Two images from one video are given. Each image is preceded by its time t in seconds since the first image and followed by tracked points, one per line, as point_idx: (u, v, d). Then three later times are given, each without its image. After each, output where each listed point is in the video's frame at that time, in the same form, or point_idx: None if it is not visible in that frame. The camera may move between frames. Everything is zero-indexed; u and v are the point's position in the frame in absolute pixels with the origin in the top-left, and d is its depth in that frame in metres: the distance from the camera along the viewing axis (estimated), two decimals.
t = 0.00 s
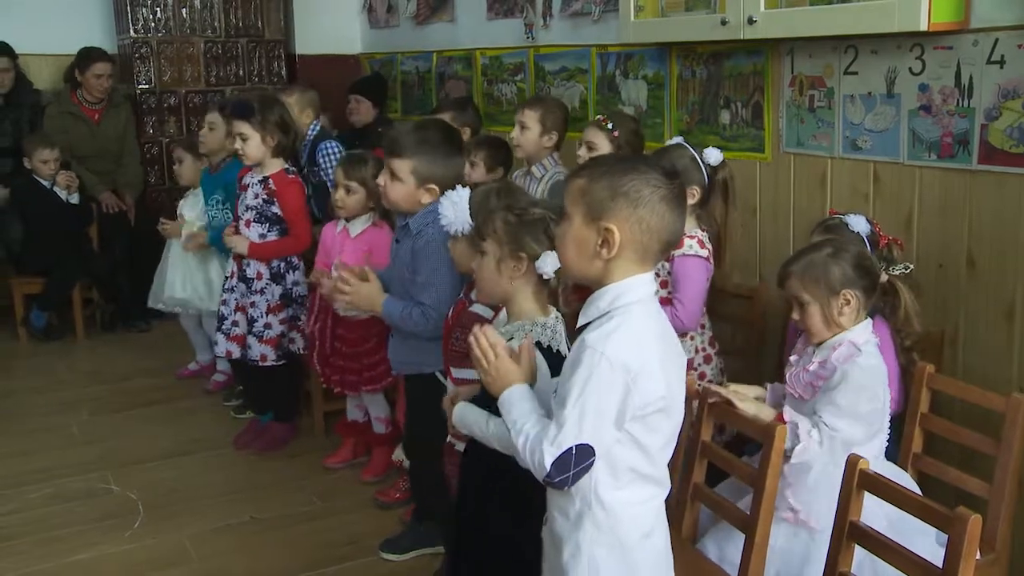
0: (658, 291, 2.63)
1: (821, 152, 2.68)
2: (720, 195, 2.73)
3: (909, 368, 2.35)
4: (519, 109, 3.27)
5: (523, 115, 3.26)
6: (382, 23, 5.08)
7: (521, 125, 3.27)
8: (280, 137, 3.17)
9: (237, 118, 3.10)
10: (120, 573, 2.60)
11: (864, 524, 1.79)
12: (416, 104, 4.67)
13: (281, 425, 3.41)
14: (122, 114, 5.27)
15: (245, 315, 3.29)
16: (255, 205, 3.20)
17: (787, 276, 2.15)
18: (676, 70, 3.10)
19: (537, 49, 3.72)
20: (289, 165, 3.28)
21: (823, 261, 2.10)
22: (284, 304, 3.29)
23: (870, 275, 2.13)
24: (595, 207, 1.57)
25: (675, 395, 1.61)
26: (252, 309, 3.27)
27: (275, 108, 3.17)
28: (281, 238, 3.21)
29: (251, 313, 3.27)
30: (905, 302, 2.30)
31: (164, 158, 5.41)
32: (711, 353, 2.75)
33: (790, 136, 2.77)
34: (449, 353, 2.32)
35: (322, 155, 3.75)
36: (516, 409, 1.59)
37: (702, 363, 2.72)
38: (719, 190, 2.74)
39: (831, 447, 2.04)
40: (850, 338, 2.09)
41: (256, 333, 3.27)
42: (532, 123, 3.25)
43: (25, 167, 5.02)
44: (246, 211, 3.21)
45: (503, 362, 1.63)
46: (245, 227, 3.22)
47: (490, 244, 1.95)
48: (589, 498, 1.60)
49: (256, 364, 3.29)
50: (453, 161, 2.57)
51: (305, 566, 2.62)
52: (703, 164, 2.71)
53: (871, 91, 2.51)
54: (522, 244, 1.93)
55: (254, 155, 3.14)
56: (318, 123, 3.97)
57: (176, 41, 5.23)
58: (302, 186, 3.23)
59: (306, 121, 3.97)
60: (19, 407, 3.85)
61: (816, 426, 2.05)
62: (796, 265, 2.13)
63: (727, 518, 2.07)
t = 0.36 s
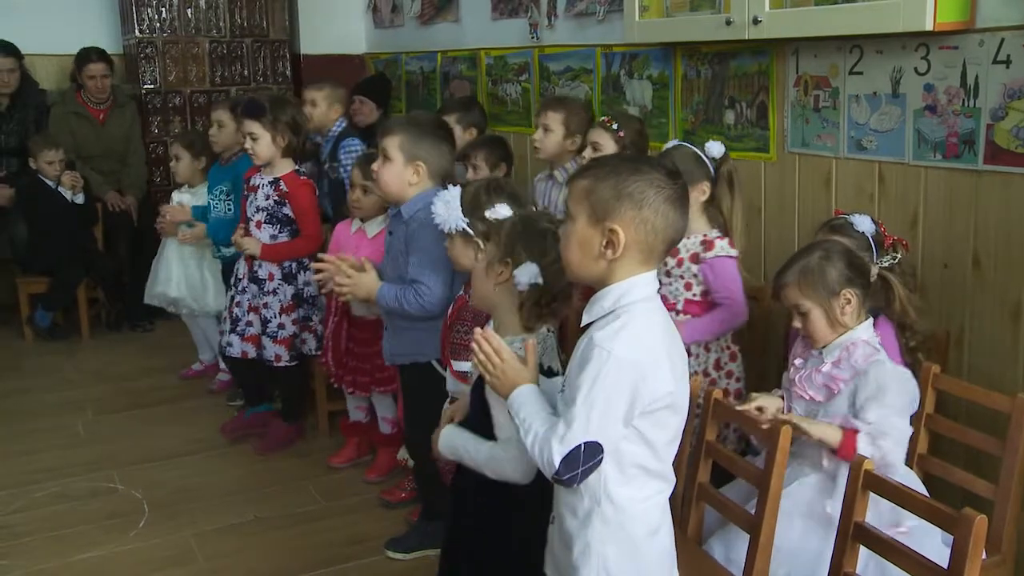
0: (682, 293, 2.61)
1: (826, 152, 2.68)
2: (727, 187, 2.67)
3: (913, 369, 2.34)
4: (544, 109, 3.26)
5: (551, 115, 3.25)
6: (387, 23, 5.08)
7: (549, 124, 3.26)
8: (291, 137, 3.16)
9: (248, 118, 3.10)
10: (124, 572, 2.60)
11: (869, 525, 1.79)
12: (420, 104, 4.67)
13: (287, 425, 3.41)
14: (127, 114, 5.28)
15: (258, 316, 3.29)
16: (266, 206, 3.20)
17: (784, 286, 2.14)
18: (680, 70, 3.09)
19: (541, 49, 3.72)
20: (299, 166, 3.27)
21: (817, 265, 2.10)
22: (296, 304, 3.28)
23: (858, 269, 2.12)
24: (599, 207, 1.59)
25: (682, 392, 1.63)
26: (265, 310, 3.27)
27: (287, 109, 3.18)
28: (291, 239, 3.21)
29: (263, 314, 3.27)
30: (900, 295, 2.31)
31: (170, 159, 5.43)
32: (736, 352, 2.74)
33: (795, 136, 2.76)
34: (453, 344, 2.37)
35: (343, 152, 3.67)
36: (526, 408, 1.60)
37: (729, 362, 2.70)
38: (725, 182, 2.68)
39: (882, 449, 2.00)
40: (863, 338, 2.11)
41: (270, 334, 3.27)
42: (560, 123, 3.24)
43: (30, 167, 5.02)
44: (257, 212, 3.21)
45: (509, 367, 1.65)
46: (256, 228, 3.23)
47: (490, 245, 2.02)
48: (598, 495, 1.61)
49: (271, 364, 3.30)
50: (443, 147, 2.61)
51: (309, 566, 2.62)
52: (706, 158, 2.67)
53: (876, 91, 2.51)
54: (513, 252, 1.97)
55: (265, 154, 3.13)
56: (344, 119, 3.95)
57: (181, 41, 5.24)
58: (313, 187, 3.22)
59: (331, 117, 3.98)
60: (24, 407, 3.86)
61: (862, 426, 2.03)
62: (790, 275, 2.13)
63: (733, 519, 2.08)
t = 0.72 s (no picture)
0: (699, 300, 2.62)
1: (832, 152, 2.68)
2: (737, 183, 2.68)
3: (919, 370, 2.35)
4: (543, 109, 3.26)
5: (551, 114, 3.25)
6: (392, 22, 5.08)
7: (548, 124, 3.25)
8: (293, 137, 3.15)
9: (249, 118, 3.10)
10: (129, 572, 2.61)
11: (874, 526, 1.78)
12: (426, 103, 4.67)
13: (292, 425, 3.39)
14: (133, 114, 5.29)
15: (260, 316, 3.28)
16: (268, 207, 3.20)
17: (788, 284, 2.14)
18: (686, 70, 3.08)
19: (547, 49, 3.71)
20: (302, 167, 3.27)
21: (821, 262, 2.10)
22: (299, 304, 3.28)
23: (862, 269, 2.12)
24: (607, 207, 1.59)
25: (690, 395, 1.66)
26: (267, 310, 3.26)
27: (289, 111, 3.16)
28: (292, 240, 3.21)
29: (266, 314, 3.26)
30: (902, 293, 2.30)
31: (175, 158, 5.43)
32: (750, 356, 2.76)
33: (801, 136, 2.76)
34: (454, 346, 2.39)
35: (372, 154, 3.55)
36: (526, 411, 1.59)
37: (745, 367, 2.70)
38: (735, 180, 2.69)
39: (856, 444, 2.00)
40: (862, 332, 2.10)
41: (273, 334, 3.26)
42: (560, 123, 3.23)
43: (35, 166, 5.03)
44: (259, 213, 3.22)
45: (503, 368, 1.63)
46: (258, 228, 3.23)
47: (487, 255, 2.05)
48: (606, 499, 1.63)
49: (273, 365, 3.29)
50: (443, 144, 2.62)
51: (313, 566, 2.62)
52: (712, 157, 2.67)
53: (882, 91, 2.51)
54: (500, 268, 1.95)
55: (266, 154, 3.12)
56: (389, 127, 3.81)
57: (187, 41, 5.24)
58: (315, 188, 3.22)
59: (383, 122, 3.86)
60: (29, 406, 3.87)
61: (855, 425, 2.02)
62: (795, 273, 2.13)
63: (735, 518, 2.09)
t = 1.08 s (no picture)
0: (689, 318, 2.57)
1: (845, 150, 2.61)
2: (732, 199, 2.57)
3: (936, 373, 2.27)
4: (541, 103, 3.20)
5: (547, 109, 3.19)
6: (395, 17, 5.02)
7: (545, 118, 3.19)
8: (291, 134, 3.08)
9: (245, 116, 3.03)
10: None
11: (889, 534, 1.72)
12: (429, 99, 4.60)
13: (292, 429, 3.33)
14: (130, 109, 5.17)
15: (254, 316, 3.23)
16: (264, 205, 3.14)
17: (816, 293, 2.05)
18: (696, 65, 3.01)
19: (553, 44, 3.65)
20: (299, 164, 3.20)
21: (848, 267, 2.02)
22: (292, 305, 3.22)
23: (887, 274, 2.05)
24: (609, 208, 1.59)
25: (693, 402, 1.62)
26: (261, 310, 3.21)
27: (286, 107, 3.08)
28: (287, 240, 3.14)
29: (259, 315, 3.21)
30: (925, 298, 2.24)
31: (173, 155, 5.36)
32: (741, 377, 2.70)
33: (813, 133, 2.69)
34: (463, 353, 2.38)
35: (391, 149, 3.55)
36: (531, 414, 1.61)
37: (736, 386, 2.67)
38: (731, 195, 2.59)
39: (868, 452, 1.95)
40: (883, 339, 2.04)
41: (265, 335, 3.21)
42: (556, 117, 3.17)
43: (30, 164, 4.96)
44: (254, 210, 3.16)
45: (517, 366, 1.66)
46: (254, 226, 3.17)
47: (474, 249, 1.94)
48: (603, 506, 1.62)
49: (265, 366, 3.24)
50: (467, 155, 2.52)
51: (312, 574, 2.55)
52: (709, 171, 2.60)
53: (897, 86, 2.44)
54: (495, 259, 1.89)
55: (265, 153, 3.05)
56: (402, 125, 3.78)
57: (184, 35, 5.19)
58: (313, 185, 3.16)
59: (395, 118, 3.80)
60: (24, 409, 3.80)
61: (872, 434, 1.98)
62: (821, 281, 2.04)
63: (745, 525, 2.05)
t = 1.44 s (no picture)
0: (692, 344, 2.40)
1: (874, 142, 2.44)
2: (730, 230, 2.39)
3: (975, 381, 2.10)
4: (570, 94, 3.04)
5: (576, 100, 3.02)
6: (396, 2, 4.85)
7: (572, 110, 3.04)
8: (283, 125, 2.92)
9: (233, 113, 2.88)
10: None
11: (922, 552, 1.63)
12: (431, 88, 4.44)
13: (286, 438, 3.18)
14: (110, 98, 5.01)
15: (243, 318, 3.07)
16: (258, 199, 2.98)
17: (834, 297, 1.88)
18: (714, 53, 2.84)
19: (563, 29, 3.48)
20: (298, 159, 3.04)
21: (869, 265, 1.86)
22: (283, 306, 3.06)
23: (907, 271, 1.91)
24: (622, 205, 1.51)
25: (709, 411, 1.54)
26: (250, 311, 3.04)
27: (274, 98, 2.92)
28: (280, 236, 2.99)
29: (248, 316, 3.04)
30: (937, 297, 2.02)
31: (157, 147, 5.11)
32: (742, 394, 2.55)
33: (840, 125, 2.52)
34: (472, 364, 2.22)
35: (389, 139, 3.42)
36: (543, 426, 1.55)
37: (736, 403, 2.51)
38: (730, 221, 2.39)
39: (951, 461, 1.77)
40: (920, 343, 1.89)
41: (254, 338, 3.05)
42: (586, 109, 3.01)
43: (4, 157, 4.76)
44: (248, 205, 2.99)
45: (528, 382, 1.61)
46: (246, 221, 3.00)
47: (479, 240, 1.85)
48: (616, 523, 1.55)
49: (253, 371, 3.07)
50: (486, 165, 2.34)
51: None
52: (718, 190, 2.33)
53: (930, 74, 2.28)
54: (496, 244, 1.78)
55: (259, 149, 2.91)
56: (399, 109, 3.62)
57: (170, 19, 4.94)
58: (310, 180, 3.00)
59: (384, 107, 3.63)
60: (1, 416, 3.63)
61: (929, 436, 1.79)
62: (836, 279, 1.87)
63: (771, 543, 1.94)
